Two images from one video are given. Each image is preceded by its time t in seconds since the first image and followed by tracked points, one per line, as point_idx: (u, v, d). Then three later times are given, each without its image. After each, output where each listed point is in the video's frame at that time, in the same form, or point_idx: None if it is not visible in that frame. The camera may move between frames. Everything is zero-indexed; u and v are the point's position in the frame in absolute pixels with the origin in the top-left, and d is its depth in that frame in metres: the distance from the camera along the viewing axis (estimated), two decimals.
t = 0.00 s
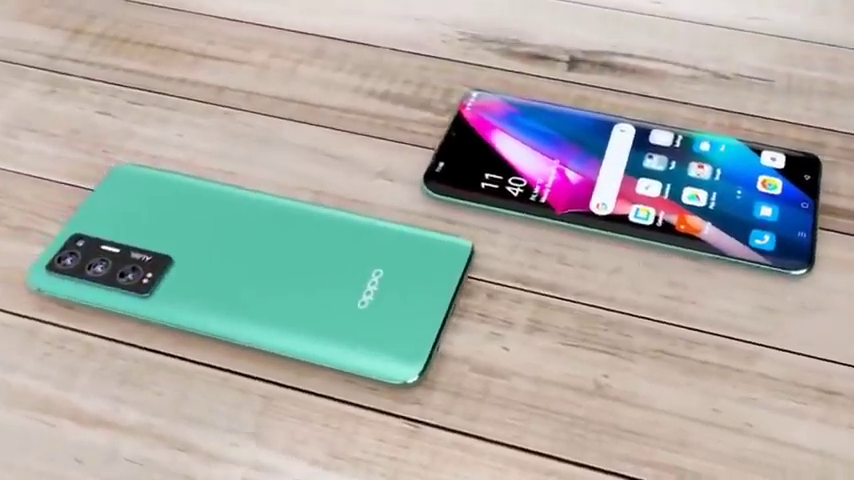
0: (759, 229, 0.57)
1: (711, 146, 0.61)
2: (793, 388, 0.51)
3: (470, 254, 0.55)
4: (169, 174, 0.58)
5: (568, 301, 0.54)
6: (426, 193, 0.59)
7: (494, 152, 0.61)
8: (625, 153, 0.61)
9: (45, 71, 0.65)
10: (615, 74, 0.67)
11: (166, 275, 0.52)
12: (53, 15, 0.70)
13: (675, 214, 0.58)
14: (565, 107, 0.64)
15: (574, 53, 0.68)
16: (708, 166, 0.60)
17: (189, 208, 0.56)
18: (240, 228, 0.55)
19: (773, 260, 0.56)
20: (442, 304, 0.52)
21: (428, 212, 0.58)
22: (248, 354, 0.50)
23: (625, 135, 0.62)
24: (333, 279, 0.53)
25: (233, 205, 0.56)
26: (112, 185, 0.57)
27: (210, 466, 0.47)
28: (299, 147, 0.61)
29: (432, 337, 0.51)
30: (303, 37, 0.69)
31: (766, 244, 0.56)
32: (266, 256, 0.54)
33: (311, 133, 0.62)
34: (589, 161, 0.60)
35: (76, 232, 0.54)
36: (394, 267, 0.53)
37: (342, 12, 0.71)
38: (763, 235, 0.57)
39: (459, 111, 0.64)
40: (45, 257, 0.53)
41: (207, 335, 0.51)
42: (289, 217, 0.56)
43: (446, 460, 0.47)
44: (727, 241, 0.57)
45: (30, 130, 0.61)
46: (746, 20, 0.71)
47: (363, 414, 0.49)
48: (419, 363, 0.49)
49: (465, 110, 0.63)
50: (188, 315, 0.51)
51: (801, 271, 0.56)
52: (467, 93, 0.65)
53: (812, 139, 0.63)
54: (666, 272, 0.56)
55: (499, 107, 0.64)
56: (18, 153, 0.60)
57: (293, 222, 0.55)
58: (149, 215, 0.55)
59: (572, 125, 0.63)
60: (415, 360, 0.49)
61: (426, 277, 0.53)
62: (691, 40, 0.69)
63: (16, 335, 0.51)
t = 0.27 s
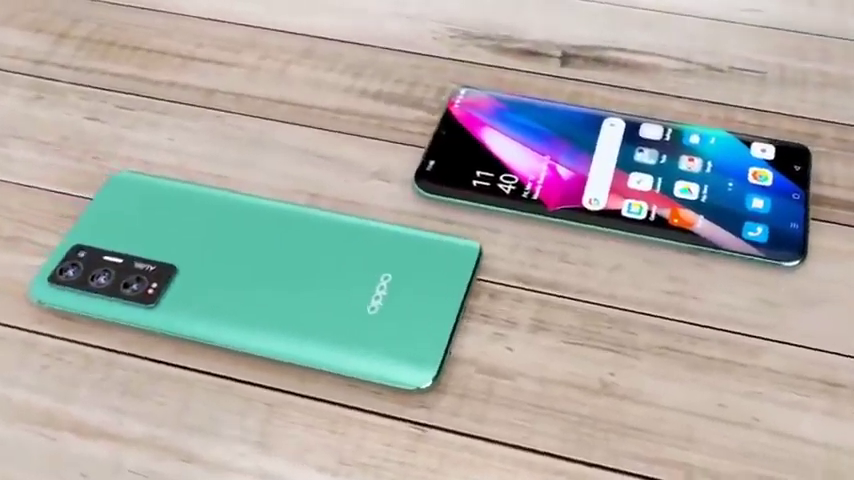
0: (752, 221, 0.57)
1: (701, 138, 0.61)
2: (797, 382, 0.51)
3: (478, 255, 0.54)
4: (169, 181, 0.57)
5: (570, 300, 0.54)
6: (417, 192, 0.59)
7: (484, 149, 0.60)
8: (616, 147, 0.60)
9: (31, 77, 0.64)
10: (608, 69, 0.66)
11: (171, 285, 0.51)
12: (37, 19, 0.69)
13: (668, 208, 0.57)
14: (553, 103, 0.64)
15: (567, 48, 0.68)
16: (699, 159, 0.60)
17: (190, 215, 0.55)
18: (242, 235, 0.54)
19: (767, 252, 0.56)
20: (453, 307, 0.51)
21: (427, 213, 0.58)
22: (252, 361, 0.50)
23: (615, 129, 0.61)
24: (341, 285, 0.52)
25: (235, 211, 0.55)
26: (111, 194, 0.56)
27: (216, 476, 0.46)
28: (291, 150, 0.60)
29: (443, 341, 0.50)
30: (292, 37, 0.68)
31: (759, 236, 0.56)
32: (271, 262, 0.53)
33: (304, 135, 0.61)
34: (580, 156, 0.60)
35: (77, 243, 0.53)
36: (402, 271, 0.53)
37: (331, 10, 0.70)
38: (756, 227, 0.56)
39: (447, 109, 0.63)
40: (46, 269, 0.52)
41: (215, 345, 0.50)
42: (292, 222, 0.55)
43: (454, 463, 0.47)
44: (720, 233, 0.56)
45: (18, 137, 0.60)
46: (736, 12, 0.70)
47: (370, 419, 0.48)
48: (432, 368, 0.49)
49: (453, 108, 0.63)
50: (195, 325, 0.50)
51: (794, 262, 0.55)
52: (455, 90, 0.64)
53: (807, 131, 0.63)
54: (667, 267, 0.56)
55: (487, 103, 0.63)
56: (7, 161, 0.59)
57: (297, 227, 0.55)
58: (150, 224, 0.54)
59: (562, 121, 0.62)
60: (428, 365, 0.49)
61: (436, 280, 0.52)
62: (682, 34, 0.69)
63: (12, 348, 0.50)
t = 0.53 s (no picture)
0: (744, 213, 0.57)
1: (691, 131, 0.61)
2: (802, 374, 0.51)
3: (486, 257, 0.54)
4: (168, 188, 0.56)
5: (573, 297, 0.54)
6: (408, 191, 0.58)
7: (474, 146, 0.59)
8: (606, 142, 0.60)
9: (16, 84, 0.63)
10: (601, 64, 0.66)
11: (176, 295, 0.50)
12: (20, 25, 0.67)
13: (660, 202, 0.57)
14: (541, 98, 0.63)
15: (558, 44, 0.67)
16: (689, 152, 0.60)
17: (193, 223, 0.54)
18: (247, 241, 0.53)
19: (760, 244, 0.56)
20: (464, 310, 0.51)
21: (425, 213, 0.57)
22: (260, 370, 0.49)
23: (604, 124, 0.61)
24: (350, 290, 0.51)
25: (238, 218, 0.54)
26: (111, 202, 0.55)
27: None
28: (285, 153, 0.59)
29: (456, 344, 0.49)
30: (280, 38, 0.67)
31: (751, 228, 0.56)
32: (278, 268, 0.52)
33: (298, 137, 0.60)
34: (570, 152, 0.60)
35: (78, 253, 0.52)
36: (410, 274, 0.52)
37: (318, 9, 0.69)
38: (748, 219, 0.56)
39: (436, 107, 0.62)
40: (47, 281, 0.51)
41: (224, 354, 0.49)
42: (297, 227, 0.54)
43: (463, 466, 0.47)
44: (713, 227, 0.56)
45: (5, 146, 0.59)
46: (725, 4, 0.70)
47: (376, 423, 0.48)
48: (445, 372, 0.48)
49: (441, 105, 0.62)
50: (204, 335, 0.49)
51: (787, 254, 0.56)
52: (443, 88, 0.64)
53: (801, 121, 0.63)
54: (668, 263, 0.55)
55: (475, 100, 0.63)
56: None
57: (302, 232, 0.54)
58: (152, 232, 0.53)
59: (551, 116, 0.62)
60: (442, 369, 0.48)
61: (445, 283, 0.52)
62: (673, 26, 0.69)
63: (9, 361, 0.49)
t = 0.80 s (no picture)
0: (736, 205, 0.57)
1: (680, 124, 0.61)
2: (807, 366, 0.51)
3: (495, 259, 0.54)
4: (169, 197, 0.55)
5: (576, 295, 0.53)
6: (399, 191, 0.57)
7: (464, 144, 0.59)
8: (596, 138, 0.60)
9: (3, 92, 0.62)
10: (594, 59, 0.66)
11: (184, 305, 0.50)
12: (4, 31, 0.66)
13: (651, 196, 0.57)
14: (529, 94, 0.63)
15: (550, 40, 0.67)
16: (679, 145, 0.60)
17: (197, 231, 0.53)
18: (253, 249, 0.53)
19: (753, 236, 0.56)
20: (475, 312, 0.50)
21: (424, 214, 0.57)
22: (269, 377, 0.48)
23: (593, 119, 0.61)
24: (359, 295, 0.51)
25: (242, 225, 0.54)
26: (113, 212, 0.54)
27: None
28: (281, 156, 0.59)
29: (470, 346, 0.49)
30: (270, 39, 0.66)
31: (744, 220, 0.56)
32: (286, 276, 0.51)
33: (293, 140, 0.59)
34: (561, 147, 0.59)
35: (82, 265, 0.51)
36: (419, 277, 0.52)
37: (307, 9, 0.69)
38: (740, 211, 0.56)
39: (424, 105, 0.62)
40: (51, 293, 0.50)
41: (236, 363, 0.48)
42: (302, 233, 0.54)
43: (472, 468, 0.46)
44: (705, 220, 0.56)
45: None
46: None
47: (384, 427, 0.47)
48: (460, 375, 0.48)
49: (430, 104, 0.62)
50: (215, 344, 0.48)
51: (780, 245, 0.56)
52: (430, 86, 0.63)
53: (795, 113, 0.63)
54: (669, 258, 0.55)
55: (463, 98, 0.62)
56: None
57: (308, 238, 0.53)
58: (156, 242, 0.53)
59: (540, 112, 0.61)
60: (457, 372, 0.48)
61: (455, 285, 0.51)
62: (664, 20, 0.69)
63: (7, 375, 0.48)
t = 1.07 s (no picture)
0: (727, 198, 0.57)
1: (669, 118, 0.61)
2: (810, 358, 0.51)
3: (504, 260, 0.53)
4: (170, 204, 0.54)
5: (578, 293, 0.53)
6: (390, 191, 0.57)
7: (454, 143, 0.58)
8: (586, 133, 0.60)
9: None
10: (586, 55, 0.65)
11: (192, 314, 0.49)
12: None
13: (643, 191, 0.57)
14: (517, 90, 0.62)
15: (541, 36, 0.67)
16: (669, 139, 0.60)
17: (200, 239, 0.52)
18: (259, 256, 0.52)
19: (745, 228, 0.56)
20: (486, 315, 0.50)
21: (422, 214, 0.56)
22: (278, 385, 0.48)
23: (582, 115, 0.61)
24: (368, 299, 0.50)
25: (245, 231, 0.53)
26: (115, 222, 0.53)
27: None
28: (275, 159, 0.58)
29: (483, 349, 0.49)
30: (258, 41, 0.65)
31: (736, 213, 0.56)
32: (293, 283, 0.51)
33: (286, 143, 0.59)
34: (552, 144, 0.59)
35: (85, 276, 0.50)
36: (429, 281, 0.51)
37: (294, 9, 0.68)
38: (732, 204, 0.56)
39: (412, 104, 0.61)
40: (55, 306, 0.49)
41: (247, 373, 0.48)
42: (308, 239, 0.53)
43: (482, 469, 0.46)
44: (697, 213, 0.56)
45: None
46: None
47: (391, 431, 0.47)
48: (474, 378, 0.48)
49: (418, 103, 0.61)
50: (225, 354, 0.48)
51: (772, 237, 0.56)
52: (417, 84, 0.63)
53: (788, 104, 0.63)
54: (669, 254, 0.55)
55: (451, 95, 0.62)
56: None
57: (313, 243, 0.53)
58: (160, 251, 0.52)
59: (528, 108, 0.61)
60: (471, 375, 0.48)
61: (465, 288, 0.51)
62: (654, 14, 0.68)
63: (5, 389, 0.47)
